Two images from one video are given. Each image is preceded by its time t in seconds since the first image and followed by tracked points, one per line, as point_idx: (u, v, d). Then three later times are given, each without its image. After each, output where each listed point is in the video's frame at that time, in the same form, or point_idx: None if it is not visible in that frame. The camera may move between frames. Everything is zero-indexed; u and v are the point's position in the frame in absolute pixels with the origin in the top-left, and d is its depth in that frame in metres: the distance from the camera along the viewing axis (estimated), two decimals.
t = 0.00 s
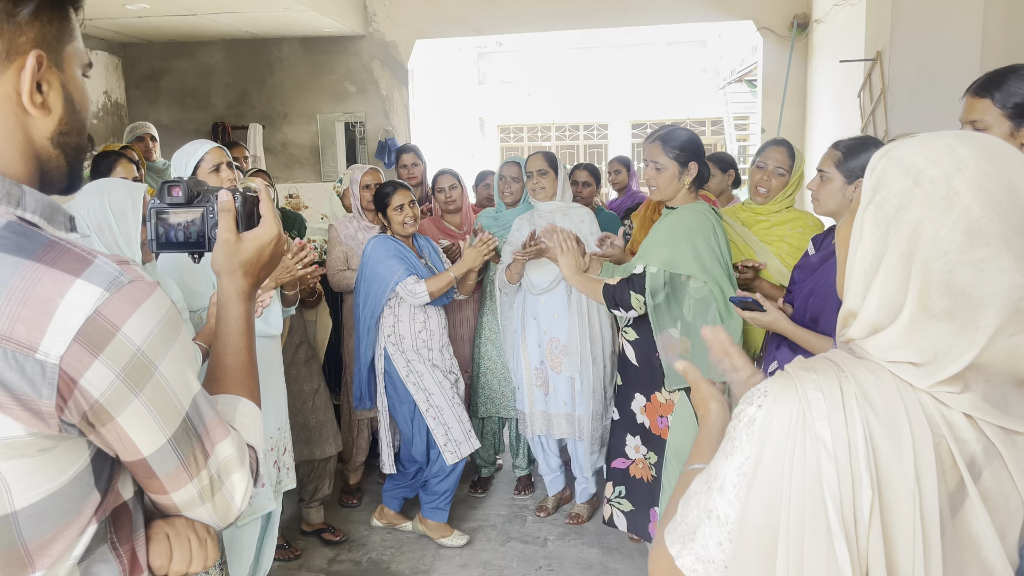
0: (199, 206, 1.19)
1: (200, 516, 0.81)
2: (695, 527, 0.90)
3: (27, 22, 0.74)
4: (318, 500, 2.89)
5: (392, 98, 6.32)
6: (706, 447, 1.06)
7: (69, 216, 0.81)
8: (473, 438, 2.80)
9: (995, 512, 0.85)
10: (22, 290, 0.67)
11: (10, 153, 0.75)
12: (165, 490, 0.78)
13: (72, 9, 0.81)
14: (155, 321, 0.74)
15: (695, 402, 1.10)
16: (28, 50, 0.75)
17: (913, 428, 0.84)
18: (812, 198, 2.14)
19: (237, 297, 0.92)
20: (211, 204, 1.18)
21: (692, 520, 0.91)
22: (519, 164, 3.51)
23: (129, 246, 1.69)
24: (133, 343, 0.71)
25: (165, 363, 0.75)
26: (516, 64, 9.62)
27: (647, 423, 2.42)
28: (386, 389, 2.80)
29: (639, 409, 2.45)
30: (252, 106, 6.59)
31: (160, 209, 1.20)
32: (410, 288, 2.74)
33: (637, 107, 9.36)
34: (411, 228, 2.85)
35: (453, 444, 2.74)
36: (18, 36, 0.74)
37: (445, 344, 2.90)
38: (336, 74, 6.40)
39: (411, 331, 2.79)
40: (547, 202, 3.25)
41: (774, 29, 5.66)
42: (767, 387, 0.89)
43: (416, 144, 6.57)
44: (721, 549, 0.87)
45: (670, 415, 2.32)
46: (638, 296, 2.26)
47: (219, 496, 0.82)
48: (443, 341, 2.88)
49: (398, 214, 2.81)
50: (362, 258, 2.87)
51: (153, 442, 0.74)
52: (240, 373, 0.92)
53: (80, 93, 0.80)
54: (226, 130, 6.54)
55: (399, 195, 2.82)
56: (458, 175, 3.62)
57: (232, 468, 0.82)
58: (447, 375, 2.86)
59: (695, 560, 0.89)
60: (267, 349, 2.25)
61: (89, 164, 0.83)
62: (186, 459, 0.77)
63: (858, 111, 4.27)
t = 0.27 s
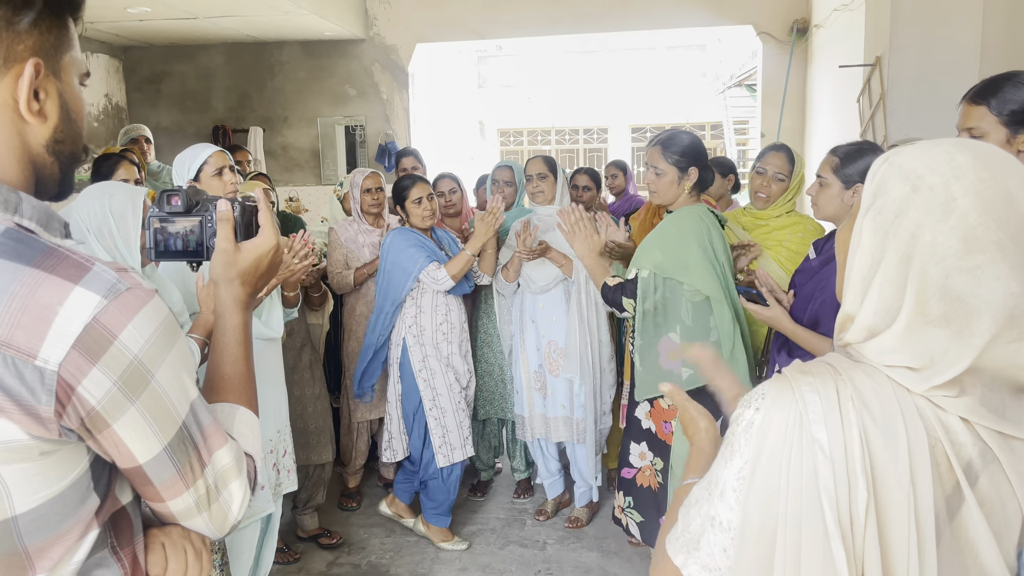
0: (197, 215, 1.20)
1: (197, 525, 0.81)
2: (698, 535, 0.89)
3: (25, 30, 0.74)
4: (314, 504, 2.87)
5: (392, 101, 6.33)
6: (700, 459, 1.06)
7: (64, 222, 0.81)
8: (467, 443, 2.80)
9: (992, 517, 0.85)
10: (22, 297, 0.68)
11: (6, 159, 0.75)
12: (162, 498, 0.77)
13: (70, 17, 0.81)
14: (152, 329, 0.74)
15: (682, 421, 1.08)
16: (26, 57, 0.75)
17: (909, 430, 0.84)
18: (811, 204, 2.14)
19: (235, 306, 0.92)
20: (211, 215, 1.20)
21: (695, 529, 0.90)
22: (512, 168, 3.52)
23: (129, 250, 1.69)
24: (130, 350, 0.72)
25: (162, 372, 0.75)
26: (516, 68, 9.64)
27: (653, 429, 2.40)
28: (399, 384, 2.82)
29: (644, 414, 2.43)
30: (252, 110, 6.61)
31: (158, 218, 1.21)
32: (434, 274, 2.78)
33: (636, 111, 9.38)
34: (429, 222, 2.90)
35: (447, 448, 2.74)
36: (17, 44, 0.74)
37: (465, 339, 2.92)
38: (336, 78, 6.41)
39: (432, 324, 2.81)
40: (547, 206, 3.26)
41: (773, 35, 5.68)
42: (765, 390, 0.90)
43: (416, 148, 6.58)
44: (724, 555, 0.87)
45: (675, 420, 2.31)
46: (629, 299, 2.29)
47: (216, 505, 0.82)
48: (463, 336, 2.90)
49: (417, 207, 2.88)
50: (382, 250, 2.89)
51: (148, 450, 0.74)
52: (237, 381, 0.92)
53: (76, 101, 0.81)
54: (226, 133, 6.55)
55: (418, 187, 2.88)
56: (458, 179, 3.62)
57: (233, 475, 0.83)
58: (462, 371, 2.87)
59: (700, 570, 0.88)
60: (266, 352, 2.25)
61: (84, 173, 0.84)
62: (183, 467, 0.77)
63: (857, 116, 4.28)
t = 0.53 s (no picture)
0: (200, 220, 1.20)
1: (196, 529, 0.82)
2: (698, 538, 0.90)
3: (24, 38, 0.75)
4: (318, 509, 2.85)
5: (393, 106, 6.35)
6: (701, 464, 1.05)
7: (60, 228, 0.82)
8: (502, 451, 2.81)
9: (990, 521, 0.85)
10: (23, 305, 0.68)
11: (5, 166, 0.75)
12: (161, 504, 0.78)
13: (71, 26, 0.82)
14: (150, 338, 0.74)
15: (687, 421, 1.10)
16: (25, 65, 0.75)
17: (909, 433, 0.85)
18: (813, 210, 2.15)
19: (235, 313, 0.93)
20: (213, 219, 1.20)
21: (695, 531, 0.91)
22: (504, 172, 3.53)
23: (130, 255, 1.69)
24: (129, 358, 0.72)
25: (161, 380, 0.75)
26: (516, 73, 9.65)
27: (645, 435, 2.40)
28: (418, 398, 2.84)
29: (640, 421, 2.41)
30: (253, 114, 6.62)
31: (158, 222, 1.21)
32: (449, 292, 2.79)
33: (637, 115, 9.39)
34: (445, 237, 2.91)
35: (480, 456, 2.74)
36: (16, 52, 0.75)
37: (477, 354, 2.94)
38: (337, 82, 6.42)
39: (445, 340, 2.83)
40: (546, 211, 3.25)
41: (774, 39, 5.69)
42: (765, 394, 0.89)
43: (416, 153, 6.59)
44: (723, 558, 0.88)
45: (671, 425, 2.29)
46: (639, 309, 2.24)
47: (215, 511, 0.82)
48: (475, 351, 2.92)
49: (433, 222, 2.89)
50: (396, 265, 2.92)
51: (148, 457, 0.74)
52: (238, 386, 0.93)
53: (75, 109, 0.81)
54: (227, 137, 6.56)
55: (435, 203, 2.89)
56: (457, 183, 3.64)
57: (229, 481, 0.83)
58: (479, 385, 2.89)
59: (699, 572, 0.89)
60: (268, 356, 2.25)
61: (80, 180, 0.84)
62: (182, 473, 0.78)
63: (857, 120, 4.28)
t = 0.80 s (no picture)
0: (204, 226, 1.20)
1: (197, 533, 0.81)
2: (701, 540, 0.91)
3: (26, 45, 0.75)
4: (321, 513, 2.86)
5: (395, 110, 6.36)
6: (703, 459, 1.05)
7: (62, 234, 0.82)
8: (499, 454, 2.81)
9: (996, 527, 0.85)
10: (24, 312, 0.68)
11: (6, 173, 0.76)
12: (162, 508, 0.78)
13: (75, 34, 0.82)
14: (151, 343, 0.74)
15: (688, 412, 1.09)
16: (26, 72, 0.76)
17: (913, 438, 0.84)
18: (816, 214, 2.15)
19: (239, 318, 0.93)
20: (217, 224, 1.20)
21: (698, 533, 0.92)
22: (496, 175, 3.55)
23: (132, 258, 1.70)
24: (130, 364, 0.72)
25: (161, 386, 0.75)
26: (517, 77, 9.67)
27: (659, 438, 2.38)
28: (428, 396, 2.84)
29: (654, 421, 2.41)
30: (255, 118, 6.63)
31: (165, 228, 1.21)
32: (465, 284, 2.79)
33: (638, 119, 9.41)
34: (459, 231, 2.92)
35: (478, 458, 2.74)
36: (18, 59, 0.75)
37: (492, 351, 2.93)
38: (338, 86, 6.44)
39: (461, 335, 2.83)
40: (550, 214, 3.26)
41: (774, 43, 5.69)
42: (768, 399, 0.90)
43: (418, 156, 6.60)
44: (725, 560, 0.88)
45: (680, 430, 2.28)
46: (661, 317, 2.22)
47: (216, 516, 0.82)
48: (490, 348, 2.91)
49: (446, 216, 2.89)
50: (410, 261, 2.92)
51: (148, 462, 0.74)
52: (241, 390, 0.93)
53: (77, 116, 0.81)
54: (229, 141, 6.57)
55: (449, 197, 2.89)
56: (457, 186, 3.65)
57: (232, 485, 0.83)
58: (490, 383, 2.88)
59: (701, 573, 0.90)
60: (271, 359, 2.25)
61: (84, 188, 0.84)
62: (182, 479, 0.77)
63: (858, 123, 4.28)
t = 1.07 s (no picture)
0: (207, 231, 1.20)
1: (199, 538, 0.81)
2: (703, 543, 0.90)
3: (30, 51, 0.75)
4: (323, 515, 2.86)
5: (396, 112, 6.37)
6: (710, 462, 1.06)
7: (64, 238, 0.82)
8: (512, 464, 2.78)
9: (1002, 529, 0.84)
10: (24, 317, 0.68)
11: (9, 179, 0.76)
12: (163, 513, 0.77)
13: (82, 40, 0.82)
14: (151, 348, 0.74)
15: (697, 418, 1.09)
16: (30, 78, 0.76)
17: (918, 441, 0.84)
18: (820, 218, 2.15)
19: (242, 323, 0.93)
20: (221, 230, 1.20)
21: (699, 536, 0.91)
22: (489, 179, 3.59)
23: (136, 263, 1.71)
24: (130, 369, 0.72)
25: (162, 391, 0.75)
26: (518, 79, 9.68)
27: (664, 444, 2.38)
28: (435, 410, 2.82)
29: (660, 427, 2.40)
30: (257, 122, 6.65)
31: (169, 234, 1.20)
32: (466, 304, 2.76)
33: (639, 121, 9.42)
34: (470, 240, 2.90)
35: (492, 469, 2.72)
36: (21, 65, 0.75)
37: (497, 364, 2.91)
38: (340, 89, 6.45)
39: (463, 351, 2.81)
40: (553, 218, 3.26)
41: (775, 44, 5.69)
42: (772, 402, 0.89)
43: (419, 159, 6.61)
44: (727, 563, 0.87)
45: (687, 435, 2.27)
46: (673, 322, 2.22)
47: (217, 522, 0.82)
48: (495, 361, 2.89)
49: (459, 223, 2.89)
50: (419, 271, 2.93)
51: (148, 467, 0.74)
52: (243, 396, 0.93)
53: (82, 122, 0.81)
54: (231, 145, 6.59)
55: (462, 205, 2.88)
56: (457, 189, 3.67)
57: (234, 490, 0.83)
58: (496, 395, 2.87)
59: None
60: (275, 363, 2.26)
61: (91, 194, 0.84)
62: (183, 484, 0.77)
63: (859, 125, 4.28)
